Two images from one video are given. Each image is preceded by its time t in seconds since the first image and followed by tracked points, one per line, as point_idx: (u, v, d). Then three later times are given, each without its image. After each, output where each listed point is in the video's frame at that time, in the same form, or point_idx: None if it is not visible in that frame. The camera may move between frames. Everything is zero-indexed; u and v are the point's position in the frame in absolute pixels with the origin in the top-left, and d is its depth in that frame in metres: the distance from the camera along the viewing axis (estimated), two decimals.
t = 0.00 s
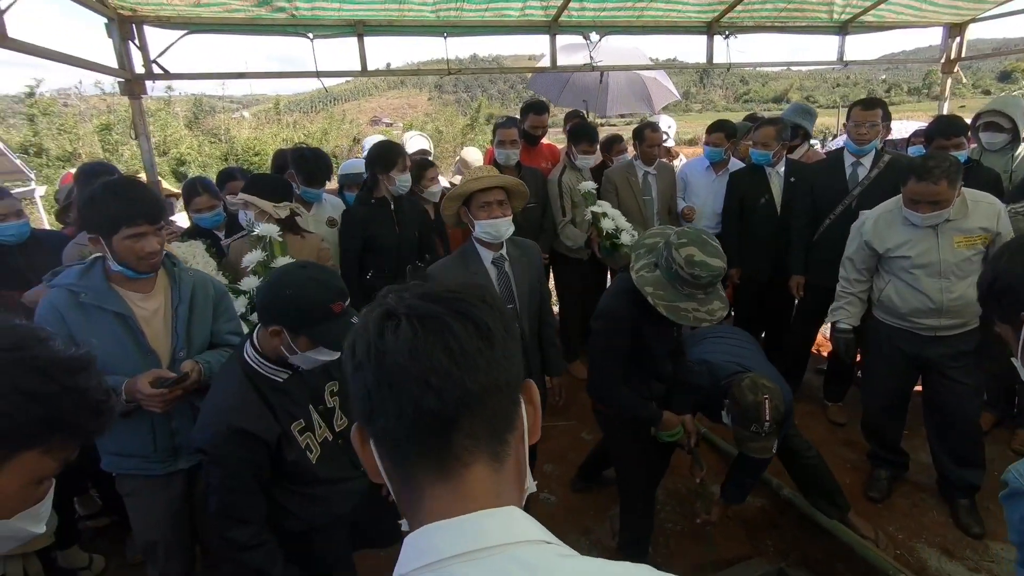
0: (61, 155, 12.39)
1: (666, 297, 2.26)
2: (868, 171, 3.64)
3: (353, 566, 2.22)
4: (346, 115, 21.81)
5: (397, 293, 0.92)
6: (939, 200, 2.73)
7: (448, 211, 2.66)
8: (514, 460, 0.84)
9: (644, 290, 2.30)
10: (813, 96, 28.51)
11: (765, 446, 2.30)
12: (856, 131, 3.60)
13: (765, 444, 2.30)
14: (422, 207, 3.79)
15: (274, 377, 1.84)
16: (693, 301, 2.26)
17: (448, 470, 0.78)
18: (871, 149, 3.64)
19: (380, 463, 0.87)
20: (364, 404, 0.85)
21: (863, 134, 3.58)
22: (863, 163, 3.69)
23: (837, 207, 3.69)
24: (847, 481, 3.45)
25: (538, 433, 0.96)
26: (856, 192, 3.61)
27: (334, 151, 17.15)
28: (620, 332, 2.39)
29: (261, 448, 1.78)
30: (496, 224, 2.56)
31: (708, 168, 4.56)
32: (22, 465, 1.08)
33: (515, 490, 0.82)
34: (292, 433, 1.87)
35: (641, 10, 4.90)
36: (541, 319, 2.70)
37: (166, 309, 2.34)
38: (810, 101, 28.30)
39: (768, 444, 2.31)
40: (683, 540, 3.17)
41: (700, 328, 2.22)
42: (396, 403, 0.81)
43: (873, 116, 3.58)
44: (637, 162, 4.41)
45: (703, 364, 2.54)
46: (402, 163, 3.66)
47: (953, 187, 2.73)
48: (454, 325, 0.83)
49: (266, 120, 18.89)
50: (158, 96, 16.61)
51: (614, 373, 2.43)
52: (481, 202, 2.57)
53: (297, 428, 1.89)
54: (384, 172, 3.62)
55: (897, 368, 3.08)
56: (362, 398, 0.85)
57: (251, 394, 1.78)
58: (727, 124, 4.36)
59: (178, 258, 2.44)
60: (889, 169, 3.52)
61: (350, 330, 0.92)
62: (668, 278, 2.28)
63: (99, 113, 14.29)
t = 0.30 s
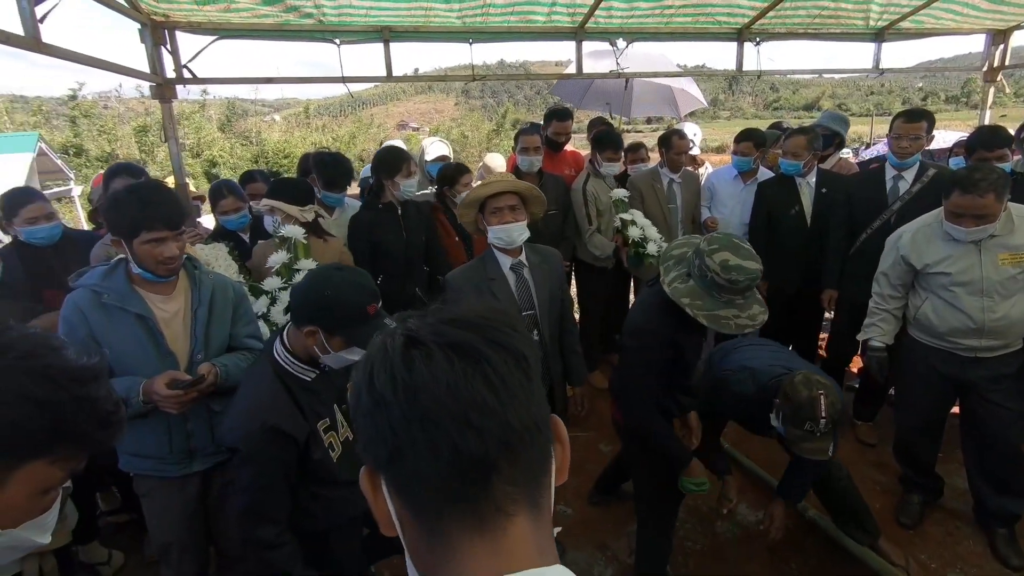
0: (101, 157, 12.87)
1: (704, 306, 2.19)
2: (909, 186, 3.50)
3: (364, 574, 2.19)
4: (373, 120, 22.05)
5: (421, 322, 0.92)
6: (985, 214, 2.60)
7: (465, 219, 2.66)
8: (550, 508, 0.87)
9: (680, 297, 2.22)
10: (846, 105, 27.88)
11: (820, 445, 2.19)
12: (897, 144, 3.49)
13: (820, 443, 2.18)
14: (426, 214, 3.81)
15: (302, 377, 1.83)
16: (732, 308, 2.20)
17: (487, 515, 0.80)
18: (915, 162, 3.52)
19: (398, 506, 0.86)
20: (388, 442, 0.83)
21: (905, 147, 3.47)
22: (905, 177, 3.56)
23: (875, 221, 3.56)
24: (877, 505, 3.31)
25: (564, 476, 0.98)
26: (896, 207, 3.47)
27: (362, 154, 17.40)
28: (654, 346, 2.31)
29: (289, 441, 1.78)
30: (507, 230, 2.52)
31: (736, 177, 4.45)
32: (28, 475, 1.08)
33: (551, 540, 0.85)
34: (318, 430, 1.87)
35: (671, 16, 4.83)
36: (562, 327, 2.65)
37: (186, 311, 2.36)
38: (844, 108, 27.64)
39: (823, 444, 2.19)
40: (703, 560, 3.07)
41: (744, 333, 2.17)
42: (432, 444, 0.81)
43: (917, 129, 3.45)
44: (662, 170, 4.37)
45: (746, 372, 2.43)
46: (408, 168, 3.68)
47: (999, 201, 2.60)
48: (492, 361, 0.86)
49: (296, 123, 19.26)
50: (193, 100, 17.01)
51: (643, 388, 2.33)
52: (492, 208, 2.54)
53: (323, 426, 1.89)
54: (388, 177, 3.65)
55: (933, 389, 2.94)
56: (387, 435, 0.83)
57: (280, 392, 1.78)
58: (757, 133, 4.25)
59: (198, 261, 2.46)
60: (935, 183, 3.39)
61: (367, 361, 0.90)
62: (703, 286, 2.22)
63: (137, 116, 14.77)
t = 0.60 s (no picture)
0: (142, 157, 13.33)
1: (727, 288, 2.12)
2: (951, 197, 3.31)
3: None
4: (404, 124, 22.32)
5: (494, 342, 0.83)
6: None
7: (482, 224, 2.63)
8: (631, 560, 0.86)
9: (698, 280, 2.17)
10: (884, 113, 27.16)
11: (905, 406, 2.17)
12: (936, 152, 3.33)
13: (905, 404, 2.17)
14: (452, 217, 3.80)
15: (345, 350, 1.91)
16: (754, 288, 2.14)
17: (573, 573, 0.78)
18: (957, 170, 3.35)
19: (465, 558, 0.82)
20: (463, 489, 0.77)
21: (945, 156, 3.30)
22: (946, 186, 3.39)
23: (914, 233, 3.42)
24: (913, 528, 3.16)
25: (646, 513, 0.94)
26: (935, 219, 3.32)
27: (391, 157, 17.63)
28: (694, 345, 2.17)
29: (335, 405, 1.84)
30: (530, 233, 2.49)
31: (767, 185, 4.32)
32: (84, 481, 1.08)
33: None
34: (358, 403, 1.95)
35: (703, 20, 4.75)
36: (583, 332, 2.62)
37: (212, 308, 2.39)
38: (882, 116, 26.89)
39: (908, 406, 2.17)
40: None
41: (770, 310, 2.08)
42: (518, 495, 0.75)
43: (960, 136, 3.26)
44: (688, 175, 4.30)
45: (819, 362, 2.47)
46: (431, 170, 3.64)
47: None
48: (583, 393, 0.78)
49: (328, 126, 19.62)
50: (230, 104, 17.48)
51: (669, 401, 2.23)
52: (512, 212, 2.51)
53: (362, 402, 1.97)
54: (414, 179, 3.63)
55: (976, 408, 2.80)
56: (463, 481, 0.77)
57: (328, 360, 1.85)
58: (788, 140, 4.11)
59: (225, 259, 2.50)
60: (978, 192, 3.22)
61: (432, 390, 0.81)
62: (721, 270, 2.16)
63: (177, 118, 15.24)
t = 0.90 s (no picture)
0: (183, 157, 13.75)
1: (717, 246, 2.39)
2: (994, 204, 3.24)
3: None
4: (435, 127, 22.53)
5: (544, 377, 0.78)
6: None
7: (521, 221, 2.56)
8: None
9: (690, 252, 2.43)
10: (928, 119, 26.29)
11: (982, 377, 2.04)
12: (972, 157, 3.27)
13: (983, 375, 2.04)
14: (485, 217, 3.80)
15: (387, 314, 2.09)
16: (743, 246, 2.42)
17: None
18: (996, 176, 3.29)
19: None
20: (515, 545, 0.71)
21: (980, 160, 3.25)
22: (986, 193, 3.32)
23: (954, 241, 3.37)
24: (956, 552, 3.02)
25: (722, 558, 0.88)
26: (976, 226, 3.28)
27: (422, 159, 17.80)
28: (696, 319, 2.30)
29: (371, 360, 1.99)
30: (573, 234, 2.48)
31: (801, 191, 4.18)
32: (191, 513, 1.12)
33: None
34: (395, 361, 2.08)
35: (741, 21, 4.66)
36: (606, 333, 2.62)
37: (243, 303, 2.44)
38: (925, 121, 26.03)
39: (986, 378, 2.04)
40: None
41: (758, 262, 2.34)
42: (579, 553, 0.69)
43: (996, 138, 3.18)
44: (721, 180, 4.21)
45: (895, 358, 2.37)
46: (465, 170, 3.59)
47: None
48: (648, 434, 0.73)
49: (361, 128, 19.93)
50: (268, 106, 17.92)
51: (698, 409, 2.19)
52: (557, 213, 2.48)
53: (401, 362, 2.09)
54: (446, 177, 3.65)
55: None
56: (515, 536, 0.71)
57: (370, 321, 2.03)
58: (824, 143, 4.00)
59: (256, 255, 2.55)
60: None
61: (478, 432, 0.76)
62: (711, 234, 2.44)
63: (216, 119, 15.68)
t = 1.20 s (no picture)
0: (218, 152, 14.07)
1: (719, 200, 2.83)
2: None
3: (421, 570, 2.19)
4: (464, 126, 22.64)
5: (559, 394, 0.76)
6: None
7: (556, 217, 2.57)
8: None
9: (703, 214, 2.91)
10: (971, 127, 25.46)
11: (952, 357, 2.13)
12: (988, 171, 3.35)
13: (953, 355, 2.13)
14: (508, 214, 3.83)
15: (413, 267, 2.34)
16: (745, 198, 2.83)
17: None
18: None
19: None
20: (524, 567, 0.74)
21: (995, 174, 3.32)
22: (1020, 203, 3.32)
23: (988, 251, 3.25)
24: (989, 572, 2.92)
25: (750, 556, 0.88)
26: (1012, 236, 3.16)
27: (450, 159, 17.87)
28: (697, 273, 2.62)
29: (386, 311, 2.22)
30: (608, 232, 2.47)
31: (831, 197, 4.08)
32: (115, 491, 1.12)
33: None
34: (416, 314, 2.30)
35: (780, 22, 4.59)
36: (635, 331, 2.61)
37: (276, 291, 2.48)
38: (969, 130, 25.12)
39: (956, 358, 2.12)
40: None
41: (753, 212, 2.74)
42: None
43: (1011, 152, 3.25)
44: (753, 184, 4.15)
45: (888, 348, 2.38)
46: (484, 166, 3.65)
47: None
48: (662, 459, 0.72)
49: (391, 127, 20.11)
50: (301, 103, 18.23)
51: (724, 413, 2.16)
52: (593, 211, 2.48)
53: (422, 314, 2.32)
54: (466, 173, 3.70)
55: None
56: (526, 559, 0.74)
57: (395, 271, 2.29)
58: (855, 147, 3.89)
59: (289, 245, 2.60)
60: None
61: (489, 451, 0.77)
62: (717, 192, 2.89)
63: (251, 115, 16.00)
